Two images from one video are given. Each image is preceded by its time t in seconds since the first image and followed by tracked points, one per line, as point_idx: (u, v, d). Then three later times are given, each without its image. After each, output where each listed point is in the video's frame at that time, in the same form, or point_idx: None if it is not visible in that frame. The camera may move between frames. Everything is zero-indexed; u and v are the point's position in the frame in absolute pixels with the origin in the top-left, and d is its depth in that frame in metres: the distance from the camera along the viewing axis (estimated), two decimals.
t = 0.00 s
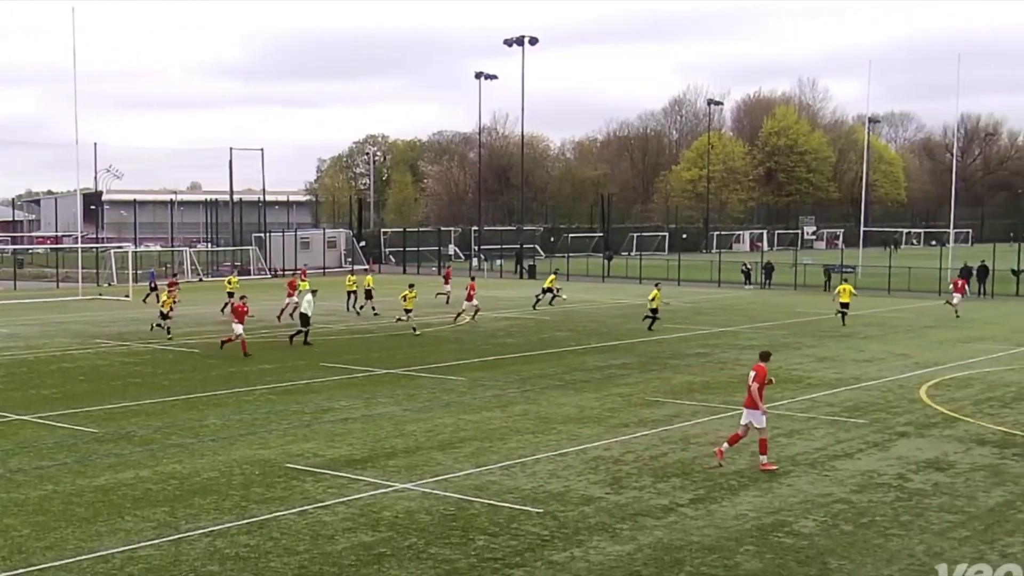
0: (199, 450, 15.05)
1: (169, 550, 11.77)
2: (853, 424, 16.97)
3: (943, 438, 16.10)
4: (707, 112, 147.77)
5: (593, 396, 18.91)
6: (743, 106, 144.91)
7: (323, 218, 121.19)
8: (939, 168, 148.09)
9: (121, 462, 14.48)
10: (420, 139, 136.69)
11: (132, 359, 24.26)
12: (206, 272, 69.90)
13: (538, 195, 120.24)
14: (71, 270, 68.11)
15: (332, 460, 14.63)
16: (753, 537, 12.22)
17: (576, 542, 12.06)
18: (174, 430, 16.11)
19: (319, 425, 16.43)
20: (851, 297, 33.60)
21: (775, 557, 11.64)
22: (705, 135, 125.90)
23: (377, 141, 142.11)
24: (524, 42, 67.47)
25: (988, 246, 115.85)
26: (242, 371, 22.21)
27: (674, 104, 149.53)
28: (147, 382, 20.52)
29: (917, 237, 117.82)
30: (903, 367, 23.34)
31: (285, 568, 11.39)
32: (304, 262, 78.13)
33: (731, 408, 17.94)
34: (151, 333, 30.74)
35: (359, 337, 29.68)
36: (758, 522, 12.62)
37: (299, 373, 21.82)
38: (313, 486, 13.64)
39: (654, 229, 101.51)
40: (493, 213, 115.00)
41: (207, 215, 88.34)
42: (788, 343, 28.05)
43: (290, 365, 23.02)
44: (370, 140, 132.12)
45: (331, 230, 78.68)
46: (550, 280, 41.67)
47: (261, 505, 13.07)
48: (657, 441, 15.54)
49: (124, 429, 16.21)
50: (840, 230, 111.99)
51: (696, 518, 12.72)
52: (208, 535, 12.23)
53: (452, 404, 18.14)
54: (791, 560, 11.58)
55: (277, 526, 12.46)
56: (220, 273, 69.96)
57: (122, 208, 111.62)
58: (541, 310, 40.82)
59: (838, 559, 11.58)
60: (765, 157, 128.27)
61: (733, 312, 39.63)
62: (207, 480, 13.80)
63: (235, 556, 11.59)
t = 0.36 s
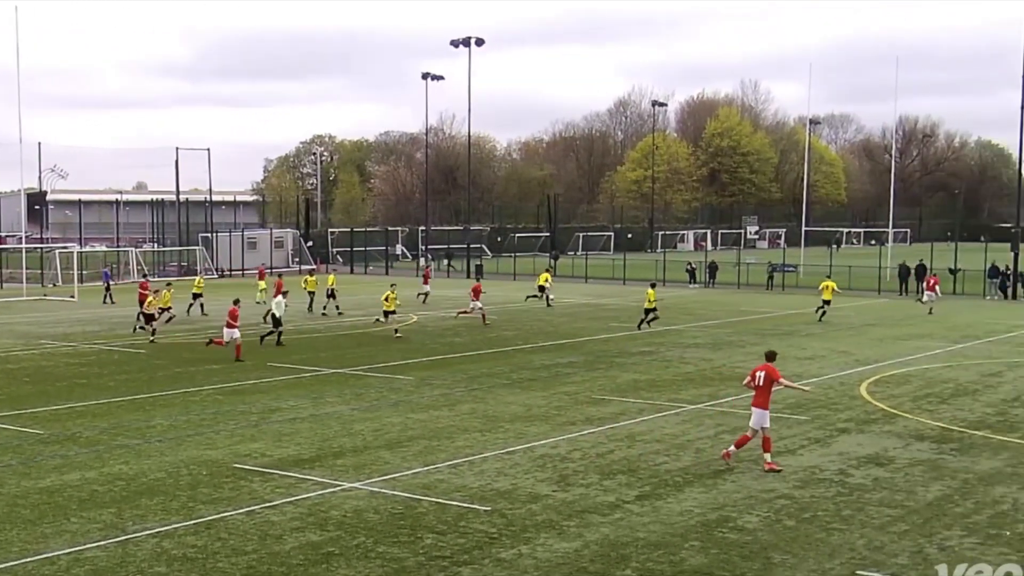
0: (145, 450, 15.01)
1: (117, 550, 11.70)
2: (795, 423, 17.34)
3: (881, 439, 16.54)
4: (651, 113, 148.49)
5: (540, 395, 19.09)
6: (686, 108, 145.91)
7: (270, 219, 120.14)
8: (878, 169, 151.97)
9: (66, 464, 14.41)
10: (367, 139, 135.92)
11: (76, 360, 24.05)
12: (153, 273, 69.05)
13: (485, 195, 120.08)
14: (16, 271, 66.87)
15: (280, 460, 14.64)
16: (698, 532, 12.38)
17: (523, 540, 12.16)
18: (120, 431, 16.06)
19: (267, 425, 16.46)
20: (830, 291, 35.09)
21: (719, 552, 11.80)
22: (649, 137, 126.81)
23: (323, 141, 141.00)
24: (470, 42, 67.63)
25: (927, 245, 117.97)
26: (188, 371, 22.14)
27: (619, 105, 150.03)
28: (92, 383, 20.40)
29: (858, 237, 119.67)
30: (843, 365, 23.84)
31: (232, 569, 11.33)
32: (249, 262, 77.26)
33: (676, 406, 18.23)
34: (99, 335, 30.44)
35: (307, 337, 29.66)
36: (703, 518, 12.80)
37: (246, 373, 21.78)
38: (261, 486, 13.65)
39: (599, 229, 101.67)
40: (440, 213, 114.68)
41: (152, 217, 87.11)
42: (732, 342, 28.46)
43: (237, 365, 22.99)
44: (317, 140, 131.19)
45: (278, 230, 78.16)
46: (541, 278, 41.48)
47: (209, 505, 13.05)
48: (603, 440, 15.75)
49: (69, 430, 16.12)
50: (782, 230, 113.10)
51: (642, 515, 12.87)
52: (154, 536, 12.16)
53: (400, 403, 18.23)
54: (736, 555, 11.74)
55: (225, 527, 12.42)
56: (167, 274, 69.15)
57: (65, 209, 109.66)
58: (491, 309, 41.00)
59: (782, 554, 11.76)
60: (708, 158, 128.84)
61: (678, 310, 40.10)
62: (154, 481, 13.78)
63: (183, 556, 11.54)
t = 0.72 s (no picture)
0: (90, 451, 15.02)
1: (60, 550, 11.67)
2: (733, 419, 17.81)
3: (816, 437, 17.04)
4: (592, 115, 149.73)
5: (483, 392, 19.35)
6: (627, 110, 147.14)
7: (217, 221, 119.56)
8: (813, 170, 154.31)
9: (10, 465, 14.39)
10: (312, 140, 135.90)
11: (19, 361, 23.88)
12: (99, 273, 68.41)
13: (428, 195, 120.09)
14: None
15: (227, 459, 14.71)
16: (639, 526, 12.60)
17: (468, 536, 12.30)
18: (64, 431, 16.07)
19: (213, 425, 16.52)
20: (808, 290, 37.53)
21: (661, 546, 11.99)
22: (592, 138, 127.88)
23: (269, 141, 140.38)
24: (412, 45, 67.92)
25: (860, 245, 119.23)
26: (133, 371, 22.11)
27: (561, 106, 151.18)
28: (35, 383, 20.30)
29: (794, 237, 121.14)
30: (782, 362, 24.35)
31: (178, 568, 11.30)
32: (194, 263, 76.76)
33: (618, 404, 18.58)
34: (45, 335, 30.21)
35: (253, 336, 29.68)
36: (645, 512, 13.03)
37: (192, 373, 21.78)
38: (207, 485, 13.70)
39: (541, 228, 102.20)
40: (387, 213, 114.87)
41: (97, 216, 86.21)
42: (674, 339, 28.93)
43: (183, 365, 23.03)
44: (261, 140, 130.65)
45: (222, 229, 77.93)
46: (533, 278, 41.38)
47: (153, 505, 13.07)
48: (545, 437, 16.06)
49: (13, 431, 16.09)
50: (720, 229, 114.14)
51: (584, 510, 13.10)
52: (99, 536, 12.10)
53: (346, 401, 18.38)
54: (677, 549, 11.93)
55: (171, 526, 12.41)
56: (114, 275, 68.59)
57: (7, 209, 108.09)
58: (439, 309, 41.25)
59: (722, 547, 11.97)
60: (648, 159, 129.86)
61: (622, 309, 40.61)
62: (99, 480, 13.79)
63: (126, 554, 11.51)
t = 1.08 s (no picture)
0: (38, 450, 14.99)
1: (8, 549, 11.69)
2: (673, 413, 18.31)
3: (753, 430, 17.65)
4: (535, 117, 150.83)
5: (430, 389, 19.63)
6: (569, 112, 148.34)
7: (163, 220, 118.26)
8: (749, 171, 156.64)
9: None
10: (258, 140, 134.64)
11: None
12: (44, 273, 67.41)
13: (375, 196, 119.73)
14: None
15: (176, 457, 14.80)
16: (583, 519, 12.96)
17: (414, 530, 12.55)
18: (11, 431, 15.99)
19: (161, 423, 16.58)
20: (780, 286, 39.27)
21: (603, 539, 12.34)
22: (534, 139, 128.89)
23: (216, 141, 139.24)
24: (358, 48, 67.97)
25: (793, 245, 120.83)
26: (80, 370, 21.98)
27: (503, 108, 151.82)
28: None
29: (729, 236, 122.74)
30: (721, 358, 24.97)
31: (126, 565, 11.39)
32: (142, 263, 75.86)
33: (561, 399, 19.00)
34: None
35: (198, 335, 29.62)
36: (587, 505, 13.42)
37: (140, 371, 21.74)
38: (155, 483, 13.79)
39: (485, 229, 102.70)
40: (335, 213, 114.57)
41: (42, 217, 84.86)
42: (615, 336, 29.43)
43: (131, 364, 22.94)
44: (208, 139, 129.62)
45: (170, 229, 77.00)
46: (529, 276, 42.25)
47: (101, 502, 13.12)
48: (491, 433, 16.39)
49: None
50: (660, 228, 115.32)
51: (528, 504, 13.44)
52: (48, 534, 12.13)
53: (294, 399, 18.53)
54: (619, 540, 12.31)
55: (119, 524, 12.48)
56: (59, 275, 67.59)
57: None
58: (385, 307, 41.48)
59: (662, 539, 12.35)
60: (588, 161, 130.94)
61: (565, 307, 41.18)
62: (46, 479, 13.79)
63: (76, 552, 11.58)
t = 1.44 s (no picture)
0: None
1: None
2: (603, 407, 18.86)
3: (683, 422, 18.27)
4: (467, 119, 151.32)
5: (366, 386, 19.90)
6: (499, 115, 148.99)
7: (97, 220, 116.03)
8: (674, 172, 158.84)
9: None
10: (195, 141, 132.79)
11: None
12: None
13: (311, 196, 118.62)
14: None
15: (113, 455, 14.87)
16: (515, 511, 13.40)
17: (350, 524, 12.85)
18: None
19: (97, 421, 16.57)
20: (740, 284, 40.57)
21: (535, 529, 12.79)
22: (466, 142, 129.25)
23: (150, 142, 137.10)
24: (294, 51, 67.57)
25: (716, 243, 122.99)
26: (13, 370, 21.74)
27: (436, 111, 152.20)
28: None
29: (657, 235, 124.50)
30: (650, 354, 25.64)
31: (65, 562, 11.51)
32: (78, 263, 74.30)
33: (494, 395, 19.41)
34: None
35: (131, 334, 29.37)
36: (520, 498, 13.86)
37: (74, 370, 21.58)
38: (93, 480, 13.86)
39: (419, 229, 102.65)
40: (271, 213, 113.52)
41: None
42: (547, 332, 29.96)
43: (65, 363, 22.74)
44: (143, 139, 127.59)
45: (106, 228, 75.51)
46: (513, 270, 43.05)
47: (38, 501, 13.17)
48: (425, 428, 16.75)
49: None
50: (589, 228, 116.50)
51: (461, 497, 13.84)
52: None
53: (231, 396, 18.63)
54: (550, 531, 12.76)
55: (57, 521, 12.56)
56: None
57: None
58: (320, 305, 41.47)
59: (592, 529, 12.84)
60: (519, 161, 131.61)
61: (497, 305, 41.65)
62: None
63: (13, 551, 11.63)
